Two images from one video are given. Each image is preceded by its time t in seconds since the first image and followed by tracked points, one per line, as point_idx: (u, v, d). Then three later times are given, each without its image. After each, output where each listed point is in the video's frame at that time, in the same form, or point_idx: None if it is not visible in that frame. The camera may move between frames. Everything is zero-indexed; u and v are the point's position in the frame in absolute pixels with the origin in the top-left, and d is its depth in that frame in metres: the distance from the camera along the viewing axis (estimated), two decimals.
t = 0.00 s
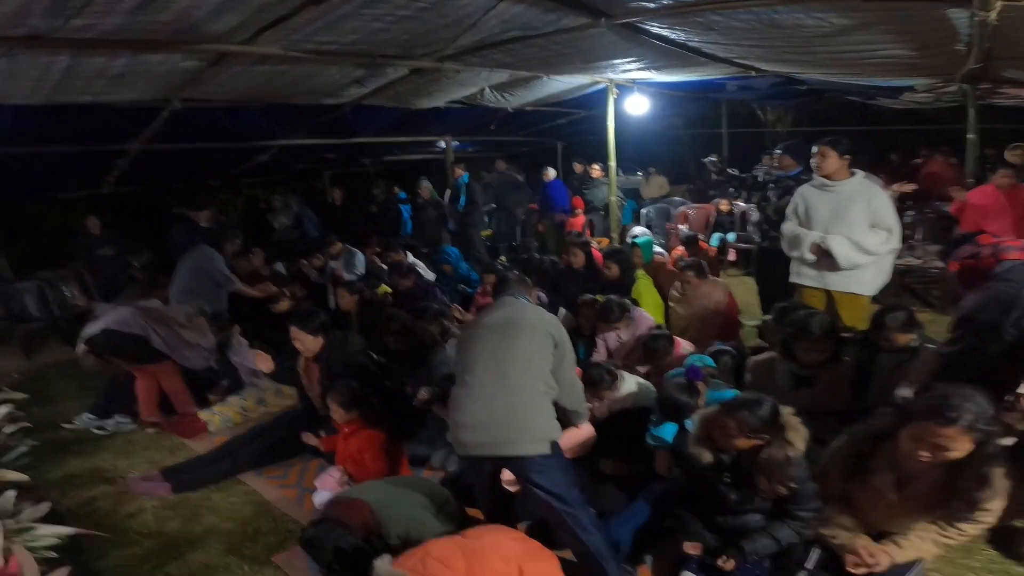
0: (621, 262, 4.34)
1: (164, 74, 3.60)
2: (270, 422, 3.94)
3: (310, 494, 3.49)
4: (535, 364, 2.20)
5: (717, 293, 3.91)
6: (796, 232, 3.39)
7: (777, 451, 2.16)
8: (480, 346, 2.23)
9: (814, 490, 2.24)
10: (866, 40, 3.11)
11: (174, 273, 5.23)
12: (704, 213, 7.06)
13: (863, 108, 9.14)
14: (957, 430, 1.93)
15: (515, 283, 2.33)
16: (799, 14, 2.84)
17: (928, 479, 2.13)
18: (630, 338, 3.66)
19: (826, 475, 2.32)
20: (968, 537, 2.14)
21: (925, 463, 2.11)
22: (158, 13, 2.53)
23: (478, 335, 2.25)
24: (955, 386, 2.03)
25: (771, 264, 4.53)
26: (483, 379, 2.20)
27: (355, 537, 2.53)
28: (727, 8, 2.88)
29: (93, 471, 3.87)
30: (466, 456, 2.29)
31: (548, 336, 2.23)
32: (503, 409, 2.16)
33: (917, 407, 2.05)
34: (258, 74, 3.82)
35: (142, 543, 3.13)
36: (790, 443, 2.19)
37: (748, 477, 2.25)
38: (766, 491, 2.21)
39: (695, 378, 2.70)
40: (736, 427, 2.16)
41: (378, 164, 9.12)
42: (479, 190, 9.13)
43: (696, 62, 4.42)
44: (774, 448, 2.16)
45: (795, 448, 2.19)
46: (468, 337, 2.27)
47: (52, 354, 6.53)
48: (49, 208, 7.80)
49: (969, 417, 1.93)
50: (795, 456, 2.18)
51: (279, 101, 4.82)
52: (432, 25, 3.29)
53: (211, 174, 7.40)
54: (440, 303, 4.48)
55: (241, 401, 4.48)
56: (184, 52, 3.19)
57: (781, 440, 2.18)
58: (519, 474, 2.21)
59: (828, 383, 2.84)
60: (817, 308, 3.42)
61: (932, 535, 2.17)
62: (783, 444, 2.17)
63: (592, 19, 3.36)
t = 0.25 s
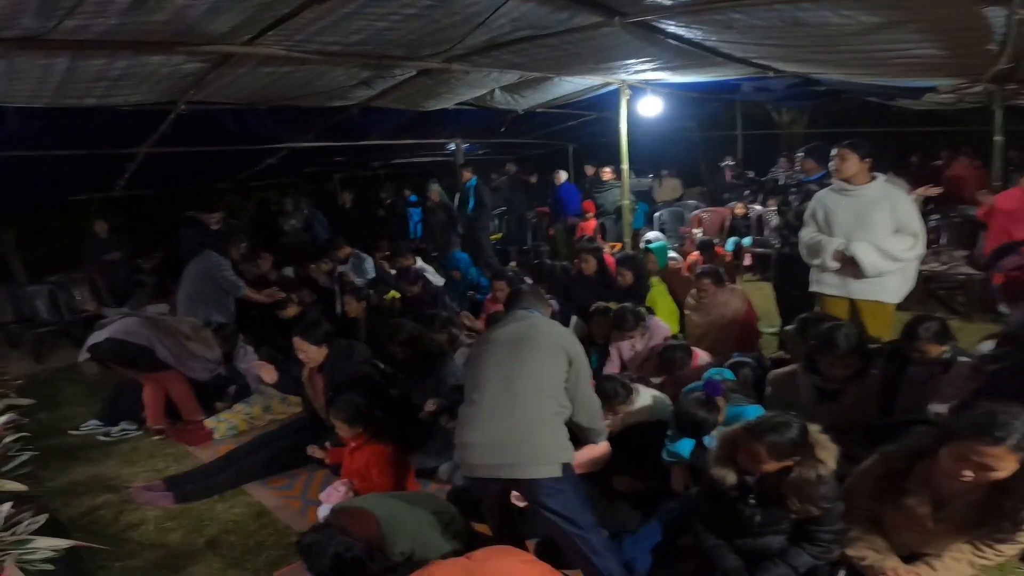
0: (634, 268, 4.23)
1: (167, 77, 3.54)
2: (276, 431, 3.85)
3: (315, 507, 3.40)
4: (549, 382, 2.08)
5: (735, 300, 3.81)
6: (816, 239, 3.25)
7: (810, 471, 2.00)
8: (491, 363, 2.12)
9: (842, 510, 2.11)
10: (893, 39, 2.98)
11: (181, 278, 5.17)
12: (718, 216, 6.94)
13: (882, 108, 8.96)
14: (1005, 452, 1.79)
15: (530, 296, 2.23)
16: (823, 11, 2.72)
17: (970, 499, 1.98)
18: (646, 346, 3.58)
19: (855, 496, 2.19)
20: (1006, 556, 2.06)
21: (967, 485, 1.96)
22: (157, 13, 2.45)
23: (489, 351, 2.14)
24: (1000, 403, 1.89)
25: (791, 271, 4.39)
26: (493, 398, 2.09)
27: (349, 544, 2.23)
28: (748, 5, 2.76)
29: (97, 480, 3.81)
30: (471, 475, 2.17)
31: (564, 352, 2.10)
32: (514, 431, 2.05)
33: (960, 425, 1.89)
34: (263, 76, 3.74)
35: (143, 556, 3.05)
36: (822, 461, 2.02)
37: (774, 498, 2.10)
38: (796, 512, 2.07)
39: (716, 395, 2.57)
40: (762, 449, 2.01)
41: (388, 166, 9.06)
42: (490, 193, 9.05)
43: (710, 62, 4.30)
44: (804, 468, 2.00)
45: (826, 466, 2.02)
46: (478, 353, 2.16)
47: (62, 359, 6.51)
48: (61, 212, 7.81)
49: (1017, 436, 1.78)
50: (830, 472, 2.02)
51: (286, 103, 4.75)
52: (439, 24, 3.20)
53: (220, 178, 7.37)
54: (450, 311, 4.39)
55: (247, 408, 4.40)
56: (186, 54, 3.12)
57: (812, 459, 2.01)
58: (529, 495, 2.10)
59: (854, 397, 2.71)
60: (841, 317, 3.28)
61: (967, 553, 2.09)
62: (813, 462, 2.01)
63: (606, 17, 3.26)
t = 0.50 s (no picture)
0: (648, 268, 4.12)
1: (173, 71, 3.47)
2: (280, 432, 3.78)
3: (319, 511, 3.31)
4: (567, 393, 1.99)
5: (753, 303, 3.73)
6: (839, 239, 3.13)
7: (839, 488, 1.91)
8: (507, 371, 2.00)
9: (874, 524, 2.02)
10: (922, 33, 2.85)
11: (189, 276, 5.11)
12: (732, 215, 6.89)
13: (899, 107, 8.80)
14: None
15: (546, 299, 2.13)
16: (850, 3, 2.60)
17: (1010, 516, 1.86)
18: (662, 349, 3.48)
19: (883, 510, 2.08)
20: None
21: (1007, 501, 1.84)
22: (158, 2, 2.37)
23: (504, 358, 2.02)
24: None
25: (809, 271, 4.27)
26: (510, 409, 1.98)
27: (350, 549, 2.13)
28: None
29: (98, 480, 3.74)
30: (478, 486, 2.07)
31: (583, 361, 2.01)
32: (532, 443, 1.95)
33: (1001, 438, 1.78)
34: (270, 70, 3.67)
35: (142, 560, 2.97)
36: (851, 476, 1.93)
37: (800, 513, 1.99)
38: (823, 527, 1.96)
39: (736, 401, 2.44)
40: (788, 466, 1.88)
41: (397, 164, 8.99)
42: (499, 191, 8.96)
43: (727, 57, 4.18)
44: (833, 483, 1.90)
45: (855, 481, 1.94)
46: (492, 360, 2.04)
47: (68, 357, 6.47)
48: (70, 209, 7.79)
49: None
50: (859, 485, 1.94)
51: (294, 99, 4.68)
52: (450, 15, 3.10)
53: (228, 175, 7.31)
54: (458, 311, 4.30)
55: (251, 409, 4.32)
56: (191, 47, 3.04)
57: (842, 475, 1.91)
58: (540, 507, 2.00)
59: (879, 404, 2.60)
60: (867, 320, 3.16)
61: (1004, 566, 1.95)
62: (842, 477, 1.92)
63: (622, 10, 3.16)
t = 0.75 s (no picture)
0: (661, 266, 4.02)
1: (176, 61, 3.38)
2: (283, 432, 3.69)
3: (321, 514, 3.22)
4: (588, 398, 1.90)
5: (770, 302, 3.66)
6: (863, 238, 3.03)
7: (878, 493, 1.81)
8: (525, 375, 1.90)
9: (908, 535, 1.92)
10: (952, 25, 2.74)
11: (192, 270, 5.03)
12: (744, 213, 6.77)
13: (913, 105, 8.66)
14: None
15: (562, 296, 2.04)
16: None
17: None
18: (676, 349, 3.43)
19: (915, 521, 1.98)
20: None
21: None
22: None
23: (521, 361, 1.92)
24: None
25: (826, 271, 4.16)
26: (528, 415, 1.88)
27: (351, 563, 2.04)
28: None
29: (96, 480, 3.66)
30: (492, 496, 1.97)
31: (604, 362, 1.91)
32: (551, 451, 1.86)
33: None
34: (275, 62, 3.58)
35: (138, 565, 2.89)
36: (890, 481, 1.84)
37: (830, 524, 1.89)
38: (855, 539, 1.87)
39: (759, 405, 2.35)
40: (821, 480, 1.78)
41: (403, 159, 8.90)
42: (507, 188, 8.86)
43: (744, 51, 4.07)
44: (872, 491, 1.81)
45: (896, 486, 1.84)
46: (508, 363, 1.93)
47: (70, 352, 6.41)
48: (74, 204, 7.74)
49: None
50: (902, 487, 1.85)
51: (300, 92, 4.59)
52: (461, 4, 3.01)
53: (233, 169, 7.24)
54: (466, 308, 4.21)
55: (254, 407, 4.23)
56: (194, 36, 2.96)
57: (881, 480, 1.82)
58: (554, 517, 1.91)
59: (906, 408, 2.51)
60: (892, 321, 3.07)
61: None
62: (882, 481, 1.83)
63: None
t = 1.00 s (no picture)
0: (684, 266, 3.90)
1: (191, 50, 3.28)
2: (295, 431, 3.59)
3: (333, 519, 3.12)
4: (630, 407, 1.79)
5: (799, 305, 3.55)
6: (902, 239, 2.91)
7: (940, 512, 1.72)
8: (562, 384, 1.79)
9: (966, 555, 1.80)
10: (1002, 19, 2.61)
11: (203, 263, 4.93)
12: (762, 212, 6.56)
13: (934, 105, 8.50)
14: None
15: (597, 297, 1.92)
16: None
17: None
18: (701, 352, 3.33)
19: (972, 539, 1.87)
20: None
21: None
22: None
23: (557, 369, 1.80)
24: None
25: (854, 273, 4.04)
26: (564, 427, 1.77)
27: None
28: None
29: (103, 480, 3.57)
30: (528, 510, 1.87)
31: (645, 369, 1.79)
32: (590, 465, 1.75)
33: None
34: (292, 52, 3.47)
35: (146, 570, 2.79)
36: (953, 497, 1.74)
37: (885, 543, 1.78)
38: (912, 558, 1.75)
39: (800, 413, 2.26)
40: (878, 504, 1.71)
41: (414, 155, 8.80)
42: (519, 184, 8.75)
43: (773, 47, 3.94)
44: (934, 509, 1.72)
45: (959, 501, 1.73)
46: (543, 372, 1.82)
47: (77, 346, 6.32)
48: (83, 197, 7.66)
49: None
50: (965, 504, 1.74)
51: (315, 84, 4.49)
52: None
53: (243, 163, 7.14)
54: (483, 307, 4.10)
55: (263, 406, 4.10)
56: (210, 24, 2.85)
57: (942, 497, 1.73)
58: (590, 532, 1.79)
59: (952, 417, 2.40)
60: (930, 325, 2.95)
61: None
62: (944, 496, 1.73)
63: None
